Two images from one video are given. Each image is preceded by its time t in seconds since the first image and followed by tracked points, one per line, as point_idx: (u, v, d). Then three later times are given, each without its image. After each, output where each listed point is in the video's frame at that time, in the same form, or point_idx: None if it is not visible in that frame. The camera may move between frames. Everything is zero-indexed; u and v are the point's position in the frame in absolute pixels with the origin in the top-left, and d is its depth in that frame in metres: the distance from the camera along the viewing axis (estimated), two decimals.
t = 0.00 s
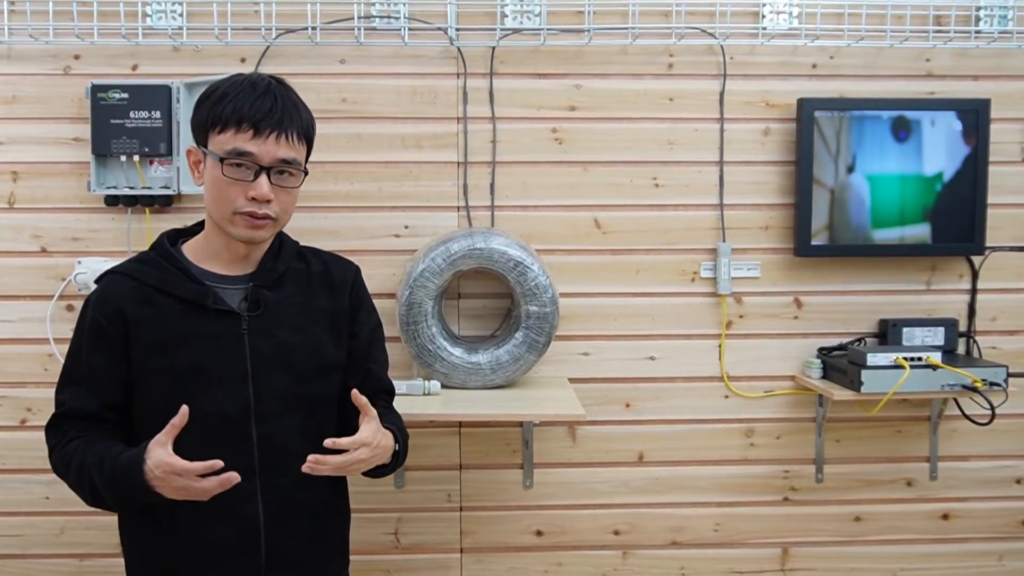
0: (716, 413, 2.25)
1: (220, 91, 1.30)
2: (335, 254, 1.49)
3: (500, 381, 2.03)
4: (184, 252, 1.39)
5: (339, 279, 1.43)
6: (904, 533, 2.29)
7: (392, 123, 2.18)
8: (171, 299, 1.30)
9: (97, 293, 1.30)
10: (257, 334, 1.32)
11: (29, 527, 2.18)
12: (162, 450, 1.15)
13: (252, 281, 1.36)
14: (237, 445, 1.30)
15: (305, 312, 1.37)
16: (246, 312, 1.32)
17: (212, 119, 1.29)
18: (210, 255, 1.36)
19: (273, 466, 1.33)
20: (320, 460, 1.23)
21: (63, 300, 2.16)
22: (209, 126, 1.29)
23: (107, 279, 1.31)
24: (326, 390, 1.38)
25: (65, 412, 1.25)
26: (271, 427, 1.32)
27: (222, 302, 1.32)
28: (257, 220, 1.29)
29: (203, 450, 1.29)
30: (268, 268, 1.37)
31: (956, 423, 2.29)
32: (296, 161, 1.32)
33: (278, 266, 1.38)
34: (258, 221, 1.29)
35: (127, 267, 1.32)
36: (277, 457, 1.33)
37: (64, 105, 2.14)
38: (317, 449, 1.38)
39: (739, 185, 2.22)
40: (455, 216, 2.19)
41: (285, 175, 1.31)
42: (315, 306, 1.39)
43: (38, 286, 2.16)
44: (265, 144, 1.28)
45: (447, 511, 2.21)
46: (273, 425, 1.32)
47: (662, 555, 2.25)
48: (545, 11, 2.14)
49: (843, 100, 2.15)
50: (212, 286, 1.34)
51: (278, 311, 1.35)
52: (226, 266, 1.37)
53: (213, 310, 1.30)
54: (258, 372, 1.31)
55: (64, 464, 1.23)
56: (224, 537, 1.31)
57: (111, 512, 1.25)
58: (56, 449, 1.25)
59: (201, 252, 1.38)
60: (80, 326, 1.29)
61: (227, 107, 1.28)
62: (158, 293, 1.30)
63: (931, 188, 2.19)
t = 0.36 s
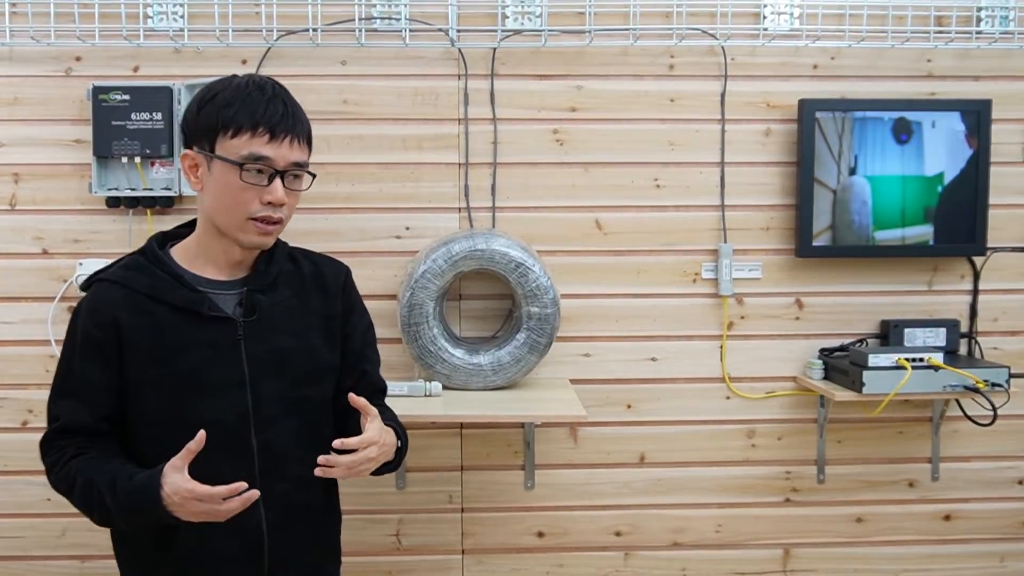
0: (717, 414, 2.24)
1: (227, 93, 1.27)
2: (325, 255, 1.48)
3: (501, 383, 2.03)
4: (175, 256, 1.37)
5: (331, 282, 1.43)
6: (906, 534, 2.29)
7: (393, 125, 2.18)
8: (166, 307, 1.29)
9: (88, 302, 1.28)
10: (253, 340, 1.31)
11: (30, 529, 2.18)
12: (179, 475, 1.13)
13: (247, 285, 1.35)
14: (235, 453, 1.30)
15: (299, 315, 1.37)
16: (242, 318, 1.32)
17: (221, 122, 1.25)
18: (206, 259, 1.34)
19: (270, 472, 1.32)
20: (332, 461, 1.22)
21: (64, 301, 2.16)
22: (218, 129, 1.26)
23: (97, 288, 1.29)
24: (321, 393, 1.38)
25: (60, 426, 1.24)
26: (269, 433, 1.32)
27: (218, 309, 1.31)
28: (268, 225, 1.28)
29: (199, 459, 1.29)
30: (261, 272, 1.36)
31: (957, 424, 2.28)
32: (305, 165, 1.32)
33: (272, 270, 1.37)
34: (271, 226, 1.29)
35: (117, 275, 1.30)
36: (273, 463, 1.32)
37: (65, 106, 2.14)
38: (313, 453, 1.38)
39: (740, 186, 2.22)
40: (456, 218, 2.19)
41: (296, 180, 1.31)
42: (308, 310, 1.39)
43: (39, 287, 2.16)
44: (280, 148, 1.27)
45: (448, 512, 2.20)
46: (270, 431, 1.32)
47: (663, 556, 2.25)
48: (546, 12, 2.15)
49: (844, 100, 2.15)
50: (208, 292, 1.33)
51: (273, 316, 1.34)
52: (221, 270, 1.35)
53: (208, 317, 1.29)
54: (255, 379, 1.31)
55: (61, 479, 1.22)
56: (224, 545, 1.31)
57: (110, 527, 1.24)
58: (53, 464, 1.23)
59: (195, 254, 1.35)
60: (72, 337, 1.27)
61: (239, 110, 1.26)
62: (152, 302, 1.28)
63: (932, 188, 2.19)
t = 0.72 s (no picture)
0: (718, 415, 2.25)
1: (219, 91, 1.19)
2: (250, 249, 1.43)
3: (501, 384, 2.03)
4: (127, 259, 1.24)
5: (274, 276, 1.39)
6: (907, 535, 2.29)
7: (394, 126, 2.18)
8: (140, 317, 1.17)
9: (50, 317, 1.12)
10: (229, 344, 1.25)
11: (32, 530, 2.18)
12: (208, 505, 1.05)
13: (211, 287, 1.29)
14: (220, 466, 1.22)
15: (259, 313, 1.33)
16: (216, 320, 1.25)
17: (221, 123, 1.17)
18: (171, 262, 1.24)
19: (249, 479, 1.27)
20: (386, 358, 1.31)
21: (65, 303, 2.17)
22: (217, 130, 1.17)
23: (58, 303, 1.13)
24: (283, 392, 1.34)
25: (24, 463, 1.06)
26: (247, 439, 1.26)
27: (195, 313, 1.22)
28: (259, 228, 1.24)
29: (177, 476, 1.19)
30: (222, 272, 1.31)
31: (958, 424, 2.28)
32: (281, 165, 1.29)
33: (228, 271, 1.31)
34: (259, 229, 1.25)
35: (76, 285, 1.14)
36: (252, 468, 1.27)
37: (66, 108, 2.15)
38: (280, 453, 1.35)
39: (741, 187, 2.22)
40: (456, 219, 2.19)
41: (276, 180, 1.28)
42: (264, 306, 1.34)
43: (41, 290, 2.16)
44: (274, 151, 1.24)
45: (449, 513, 2.20)
46: (248, 436, 1.26)
47: (664, 557, 2.25)
48: (546, 13, 2.15)
49: (845, 101, 2.15)
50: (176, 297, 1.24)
51: (241, 317, 1.29)
52: (186, 274, 1.27)
53: (186, 324, 1.20)
54: (232, 383, 1.24)
55: (38, 526, 1.05)
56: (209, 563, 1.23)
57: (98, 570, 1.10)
58: (18, 508, 1.06)
59: (156, 256, 1.23)
60: (29, 360, 1.09)
61: (238, 110, 1.19)
62: (125, 312, 1.16)
63: (933, 189, 2.19)
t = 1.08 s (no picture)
0: (719, 416, 2.25)
1: (217, 91, 1.18)
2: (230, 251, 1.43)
3: (502, 385, 2.03)
4: (124, 263, 1.23)
5: (261, 278, 1.40)
6: (908, 536, 2.29)
7: (394, 127, 2.18)
8: (146, 322, 1.16)
9: (58, 327, 1.10)
10: (228, 344, 1.26)
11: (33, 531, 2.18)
12: (246, 497, 1.05)
13: (209, 289, 1.30)
14: (229, 466, 1.22)
15: (252, 314, 1.34)
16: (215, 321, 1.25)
17: (220, 123, 1.17)
18: (168, 264, 1.24)
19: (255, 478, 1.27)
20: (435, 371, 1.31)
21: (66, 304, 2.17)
22: (217, 131, 1.17)
23: (64, 312, 1.11)
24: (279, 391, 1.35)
25: (46, 476, 1.04)
26: (250, 439, 1.27)
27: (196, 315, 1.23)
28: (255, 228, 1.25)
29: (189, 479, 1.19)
30: (217, 274, 1.32)
31: (959, 425, 2.28)
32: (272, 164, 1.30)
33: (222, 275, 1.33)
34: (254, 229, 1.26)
35: (79, 294, 1.13)
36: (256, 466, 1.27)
37: (67, 110, 2.15)
38: (280, 452, 1.35)
39: (741, 188, 2.22)
40: (457, 220, 2.19)
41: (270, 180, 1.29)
42: (253, 307, 1.35)
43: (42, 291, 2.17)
44: (269, 150, 1.25)
45: (449, 515, 2.21)
46: (250, 435, 1.27)
47: (665, 558, 2.25)
48: (546, 14, 2.15)
49: (845, 102, 2.15)
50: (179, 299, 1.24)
51: (237, 318, 1.30)
52: (183, 276, 1.27)
53: (189, 326, 1.20)
54: (233, 383, 1.25)
55: (68, 537, 1.03)
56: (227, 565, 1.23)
57: None
58: (43, 523, 1.04)
59: (153, 258, 1.23)
60: (41, 372, 1.07)
61: (236, 110, 1.19)
62: (132, 318, 1.15)
63: (933, 190, 2.19)
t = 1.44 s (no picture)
0: (719, 417, 2.25)
1: (208, 87, 1.21)
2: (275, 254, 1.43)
3: (502, 387, 2.03)
4: (156, 259, 1.25)
5: (297, 283, 1.39)
6: (908, 537, 2.29)
7: (394, 129, 2.18)
8: (169, 316, 1.17)
9: (84, 314, 1.12)
10: (254, 344, 1.25)
11: (33, 534, 2.18)
12: (243, 495, 1.05)
13: (239, 289, 1.30)
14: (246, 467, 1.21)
15: (284, 317, 1.33)
16: (241, 321, 1.25)
17: (204, 115, 1.19)
18: (189, 264, 1.25)
19: (273, 479, 1.26)
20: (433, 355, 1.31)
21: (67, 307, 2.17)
22: (201, 123, 1.19)
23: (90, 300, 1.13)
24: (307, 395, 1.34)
25: (61, 457, 1.06)
26: (271, 439, 1.26)
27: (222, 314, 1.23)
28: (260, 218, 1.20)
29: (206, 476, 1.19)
30: (251, 275, 1.32)
31: (959, 426, 2.28)
32: (295, 156, 1.26)
33: (254, 275, 1.32)
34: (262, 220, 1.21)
35: (107, 284, 1.15)
36: (275, 468, 1.27)
37: (68, 113, 2.15)
38: (304, 455, 1.34)
39: (741, 190, 2.22)
40: (457, 222, 2.19)
41: (286, 172, 1.24)
42: (288, 310, 1.35)
43: (42, 294, 2.17)
44: (269, 137, 1.21)
45: (450, 517, 2.21)
46: (271, 436, 1.26)
47: (665, 560, 2.25)
48: (547, 16, 2.15)
49: (845, 104, 2.15)
50: (204, 296, 1.25)
51: (266, 321, 1.29)
52: (210, 274, 1.27)
53: (212, 324, 1.21)
54: (257, 384, 1.24)
55: (74, 520, 1.04)
56: (236, 563, 1.22)
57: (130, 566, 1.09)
58: (54, 502, 1.05)
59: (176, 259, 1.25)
60: (64, 356, 1.09)
61: (223, 100, 1.19)
62: (156, 311, 1.17)
63: (932, 192, 2.19)
